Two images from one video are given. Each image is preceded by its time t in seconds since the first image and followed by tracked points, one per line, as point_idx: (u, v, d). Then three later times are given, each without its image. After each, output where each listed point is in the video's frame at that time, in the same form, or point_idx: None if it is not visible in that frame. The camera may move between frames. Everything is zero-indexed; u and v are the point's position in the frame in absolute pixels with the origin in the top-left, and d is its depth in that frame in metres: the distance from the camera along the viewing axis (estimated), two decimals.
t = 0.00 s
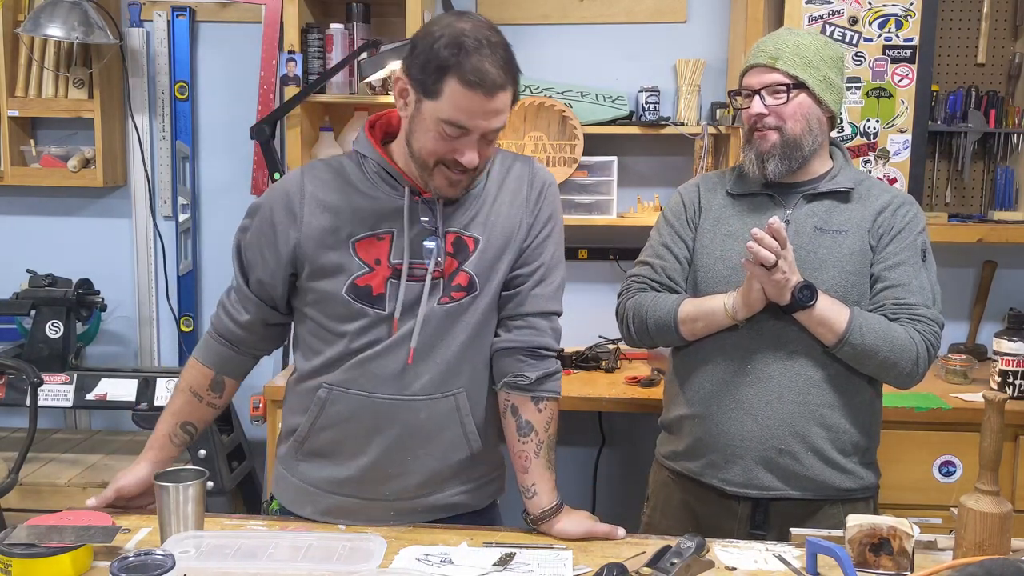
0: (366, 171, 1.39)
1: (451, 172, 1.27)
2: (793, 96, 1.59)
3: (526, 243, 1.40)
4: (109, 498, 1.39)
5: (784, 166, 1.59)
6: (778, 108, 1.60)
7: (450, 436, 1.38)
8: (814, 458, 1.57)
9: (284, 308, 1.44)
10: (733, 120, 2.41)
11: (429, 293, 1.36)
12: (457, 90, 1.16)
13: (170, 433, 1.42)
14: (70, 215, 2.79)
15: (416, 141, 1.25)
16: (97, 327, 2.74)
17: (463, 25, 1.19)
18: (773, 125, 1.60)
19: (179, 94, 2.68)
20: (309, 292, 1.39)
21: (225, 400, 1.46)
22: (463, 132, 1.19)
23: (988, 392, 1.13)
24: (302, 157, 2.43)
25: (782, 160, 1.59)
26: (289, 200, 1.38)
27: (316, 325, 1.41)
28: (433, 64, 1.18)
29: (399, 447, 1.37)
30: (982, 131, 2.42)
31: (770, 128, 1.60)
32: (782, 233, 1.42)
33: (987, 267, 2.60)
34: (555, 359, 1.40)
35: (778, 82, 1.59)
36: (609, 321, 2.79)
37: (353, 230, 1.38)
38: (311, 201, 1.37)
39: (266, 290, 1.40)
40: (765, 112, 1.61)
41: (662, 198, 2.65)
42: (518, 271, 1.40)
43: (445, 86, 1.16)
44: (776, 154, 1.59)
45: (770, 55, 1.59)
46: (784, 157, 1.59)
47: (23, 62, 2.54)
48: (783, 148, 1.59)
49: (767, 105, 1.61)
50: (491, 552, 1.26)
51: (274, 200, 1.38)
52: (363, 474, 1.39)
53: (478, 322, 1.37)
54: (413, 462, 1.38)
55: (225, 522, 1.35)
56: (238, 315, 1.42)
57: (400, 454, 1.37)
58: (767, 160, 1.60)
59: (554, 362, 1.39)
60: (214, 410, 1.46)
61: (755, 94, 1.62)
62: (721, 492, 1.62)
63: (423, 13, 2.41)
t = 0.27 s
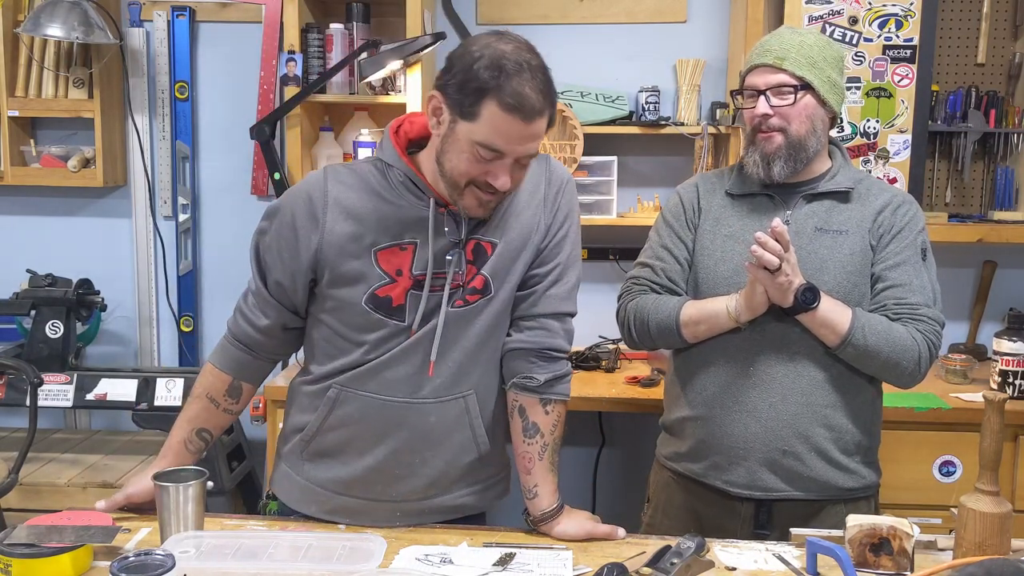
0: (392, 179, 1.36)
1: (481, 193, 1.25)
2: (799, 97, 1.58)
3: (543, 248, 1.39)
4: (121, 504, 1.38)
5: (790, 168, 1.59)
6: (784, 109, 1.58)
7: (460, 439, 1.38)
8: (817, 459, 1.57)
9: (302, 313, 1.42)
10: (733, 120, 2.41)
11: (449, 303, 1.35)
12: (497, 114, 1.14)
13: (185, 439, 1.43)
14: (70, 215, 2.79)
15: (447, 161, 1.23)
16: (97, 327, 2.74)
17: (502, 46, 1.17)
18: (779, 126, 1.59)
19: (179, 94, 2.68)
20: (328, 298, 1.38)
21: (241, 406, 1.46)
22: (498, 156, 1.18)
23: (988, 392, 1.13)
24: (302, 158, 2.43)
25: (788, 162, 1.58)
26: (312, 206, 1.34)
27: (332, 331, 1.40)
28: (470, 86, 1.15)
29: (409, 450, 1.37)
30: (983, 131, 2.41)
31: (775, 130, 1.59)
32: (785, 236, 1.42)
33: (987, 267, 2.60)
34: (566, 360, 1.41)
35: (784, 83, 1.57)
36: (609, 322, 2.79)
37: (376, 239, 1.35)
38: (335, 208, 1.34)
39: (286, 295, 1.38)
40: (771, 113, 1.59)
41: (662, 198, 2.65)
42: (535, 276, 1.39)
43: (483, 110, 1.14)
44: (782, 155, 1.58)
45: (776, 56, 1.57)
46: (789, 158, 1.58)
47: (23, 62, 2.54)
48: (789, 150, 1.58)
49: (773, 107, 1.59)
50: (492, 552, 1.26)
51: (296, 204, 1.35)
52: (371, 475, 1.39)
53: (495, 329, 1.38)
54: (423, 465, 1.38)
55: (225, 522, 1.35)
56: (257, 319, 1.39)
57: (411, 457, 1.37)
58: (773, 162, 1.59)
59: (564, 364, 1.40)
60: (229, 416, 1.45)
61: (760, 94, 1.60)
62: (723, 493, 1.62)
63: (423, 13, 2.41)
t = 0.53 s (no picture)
0: (375, 175, 1.37)
1: (464, 193, 1.26)
2: (816, 99, 1.57)
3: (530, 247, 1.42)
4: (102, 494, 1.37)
5: (806, 169, 1.58)
6: (802, 109, 1.58)
7: (453, 436, 1.39)
8: (819, 459, 1.57)
9: (286, 310, 1.42)
10: (733, 120, 2.41)
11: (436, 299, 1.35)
12: (478, 116, 1.15)
13: (165, 434, 1.40)
14: (70, 215, 2.79)
15: (431, 162, 1.24)
16: (97, 327, 2.74)
17: (482, 47, 1.18)
18: (796, 126, 1.58)
19: (179, 94, 2.68)
20: (315, 295, 1.38)
21: (222, 402, 1.44)
22: (480, 155, 1.19)
23: (988, 392, 1.13)
24: (302, 157, 2.43)
25: (804, 163, 1.58)
26: (295, 202, 1.35)
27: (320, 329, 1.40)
28: (452, 86, 1.16)
29: (402, 447, 1.38)
30: (983, 131, 2.41)
31: (793, 130, 1.58)
32: (789, 240, 1.43)
33: (987, 267, 2.60)
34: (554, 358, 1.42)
35: (804, 84, 1.56)
36: (609, 321, 2.79)
37: (360, 235, 1.36)
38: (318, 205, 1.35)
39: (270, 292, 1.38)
40: (789, 113, 1.58)
41: (662, 197, 2.65)
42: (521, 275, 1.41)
43: (466, 110, 1.15)
44: (799, 156, 1.58)
45: (797, 56, 1.55)
46: (805, 159, 1.58)
47: (23, 62, 2.54)
48: (805, 152, 1.58)
49: (791, 107, 1.58)
50: (491, 552, 1.26)
51: (280, 201, 1.36)
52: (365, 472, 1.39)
53: (481, 325, 1.39)
54: (415, 463, 1.39)
55: (225, 522, 1.35)
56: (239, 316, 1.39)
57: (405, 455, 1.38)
58: (790, 162, 1.58)
59: (553, 362, 1.41)
60: (210, 412, 1.44)
61: (778, 94, 1.58)
62: (726, 493, 1.62)
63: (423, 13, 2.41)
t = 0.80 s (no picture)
0: (345, 179, 1.41)
1: (429, 186, 1.31)
2: (827, 100, 1.58)
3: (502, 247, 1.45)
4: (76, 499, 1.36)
5: (813, 169, 1.59)
6: (813, 110, 1.58)
7: (440, 437, 1.41)
8: (820, 459, 1.57)
9: (260, 316, 1.45)
10: (733, 120, 2.41)
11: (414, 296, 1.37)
12: (433, 107, 1.21)
13: (140, 439, 1.41)
14: (70, 215, 2.79)
15: (394, 159, 1.29)
16: (97, 327, 2.74)
17: (433, 43, 1.24)
18: (807, 126, 1.57)
19: (179, 94, 2.68)
20: (293, 298, 1.40)
21: (197, 408, 1.46)
22: (440, 146, 1.24)
23: (988, 392, 1.13)
24: (302, 157, 2.43)
25: (812, 164, 1.58)
26: (266, 207, 1.38)
27: (302, 333, 1.41)
28: (407, 83, 1.22)
29: (391, 449, 1.38)
30: (983, 131, 2.41)
31: (804, 129, 1.57)
32: (786, 242, 1.42)
33: (987, 267, 2.60)
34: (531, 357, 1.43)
35: (818, 84, 1.56)
36: (609, 322, 2.79)
37: (333, 237, 1.39)
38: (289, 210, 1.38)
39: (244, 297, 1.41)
40: (801, 113, 1.57)
41: (662, 197, 2.65)
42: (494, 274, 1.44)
43: (420, 103, 1.21)
44: (809, 157, 1.58)
45: (814, 55, 1.54)
46: (813, 159, 1.58)
47: (23, 62, 2.54)
48: (814, 152, 1.58)
49: (803, 106, 1.57)
50: (491, 552, 1.26)
51: (252, 209, 1.39)
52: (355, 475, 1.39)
53: (460, 322, 1.40)
54: (403, 465, 1.39)
55: (225, 522, 1.35)
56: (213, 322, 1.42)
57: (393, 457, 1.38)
58: (800, 162, 1.58)
59: (530, 359, 1.42)
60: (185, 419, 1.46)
61: (792, 92, 1.57)
62: (727, 494, 1.62)
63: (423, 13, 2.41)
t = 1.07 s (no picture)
0: (327, 175, 1.45)
1: (407, 171, 1.35)
2: (826, 99, 1.58)
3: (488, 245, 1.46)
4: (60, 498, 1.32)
5: (813, 169, 1.59)
6: (812, 109, 1.57)
7: (429, 433, 1.40)
8: (821, 459, 1.57)
9: (245, 313, 1.47)
10: (733, 120, 2.41)
11: (399, 287, 1.39)
12: (402, 89, 1.25)
13: (126, 433, 1.41)
14: (70, 215, 2.79)
15: (371, 146, 1.33)
16: (97, 327, 2.74)
17: (400, 29, 1.30)
18: (806, 126, 1.57)
19: (179, 94, 2.68)
20: (279, 292, 1.41)
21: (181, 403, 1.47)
22: (412, 127, 1.28)
23: (988, 391, 1.13)
24: (302, 157, 2.43)
25: (811, 163, 1.58)
26: (250, 204, 1.42)
27: (290, 327, 1.42)
28: (376, 67, 1.28)
29: (380, 444, 1.38)
30: (983, 131, 2.41)
31: (803, 129, 1.57)
32: (783, 242, 1.42)
33: (987, 267, 2.60)
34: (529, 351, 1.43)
35: (816, 83, 1.56)
36: (609, 321, 2.79)
37: (316, 229, 1.41)
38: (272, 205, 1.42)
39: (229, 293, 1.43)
40: (800, 112, 1.57)
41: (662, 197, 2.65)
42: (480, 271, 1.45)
43: (388, 85, 1.26)
44: (807, 156, 1.58)
45: (812, 54, 1.54)
46: (812, 160, 1.58)
47: (23, 62, 2.54)
48: (813, 151, 1.58)
49: (802, 106, 1.57)
50: (491, 552, 1.26)
51: (237, 207, 1.42)
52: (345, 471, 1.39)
53: (445, 316, 1.40)
54: (393, 461, 1.39)
55: (225, 522, 1.35)
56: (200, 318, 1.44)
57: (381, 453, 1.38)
58: (798, 162, 1.58)
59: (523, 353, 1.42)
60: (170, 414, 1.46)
61: (790, 92, 1.57)
62: (728, 495, 1.62)
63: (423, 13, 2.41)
